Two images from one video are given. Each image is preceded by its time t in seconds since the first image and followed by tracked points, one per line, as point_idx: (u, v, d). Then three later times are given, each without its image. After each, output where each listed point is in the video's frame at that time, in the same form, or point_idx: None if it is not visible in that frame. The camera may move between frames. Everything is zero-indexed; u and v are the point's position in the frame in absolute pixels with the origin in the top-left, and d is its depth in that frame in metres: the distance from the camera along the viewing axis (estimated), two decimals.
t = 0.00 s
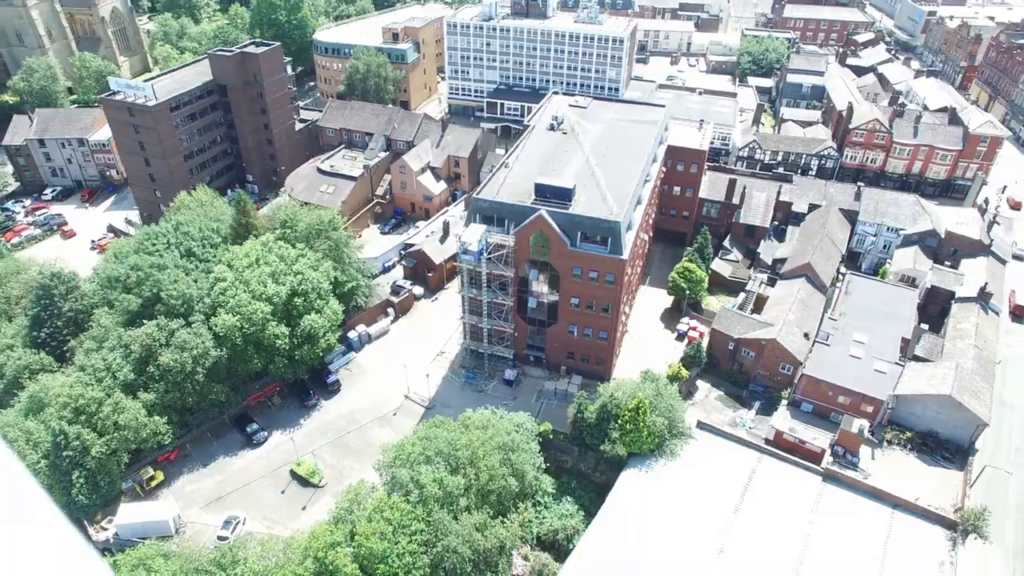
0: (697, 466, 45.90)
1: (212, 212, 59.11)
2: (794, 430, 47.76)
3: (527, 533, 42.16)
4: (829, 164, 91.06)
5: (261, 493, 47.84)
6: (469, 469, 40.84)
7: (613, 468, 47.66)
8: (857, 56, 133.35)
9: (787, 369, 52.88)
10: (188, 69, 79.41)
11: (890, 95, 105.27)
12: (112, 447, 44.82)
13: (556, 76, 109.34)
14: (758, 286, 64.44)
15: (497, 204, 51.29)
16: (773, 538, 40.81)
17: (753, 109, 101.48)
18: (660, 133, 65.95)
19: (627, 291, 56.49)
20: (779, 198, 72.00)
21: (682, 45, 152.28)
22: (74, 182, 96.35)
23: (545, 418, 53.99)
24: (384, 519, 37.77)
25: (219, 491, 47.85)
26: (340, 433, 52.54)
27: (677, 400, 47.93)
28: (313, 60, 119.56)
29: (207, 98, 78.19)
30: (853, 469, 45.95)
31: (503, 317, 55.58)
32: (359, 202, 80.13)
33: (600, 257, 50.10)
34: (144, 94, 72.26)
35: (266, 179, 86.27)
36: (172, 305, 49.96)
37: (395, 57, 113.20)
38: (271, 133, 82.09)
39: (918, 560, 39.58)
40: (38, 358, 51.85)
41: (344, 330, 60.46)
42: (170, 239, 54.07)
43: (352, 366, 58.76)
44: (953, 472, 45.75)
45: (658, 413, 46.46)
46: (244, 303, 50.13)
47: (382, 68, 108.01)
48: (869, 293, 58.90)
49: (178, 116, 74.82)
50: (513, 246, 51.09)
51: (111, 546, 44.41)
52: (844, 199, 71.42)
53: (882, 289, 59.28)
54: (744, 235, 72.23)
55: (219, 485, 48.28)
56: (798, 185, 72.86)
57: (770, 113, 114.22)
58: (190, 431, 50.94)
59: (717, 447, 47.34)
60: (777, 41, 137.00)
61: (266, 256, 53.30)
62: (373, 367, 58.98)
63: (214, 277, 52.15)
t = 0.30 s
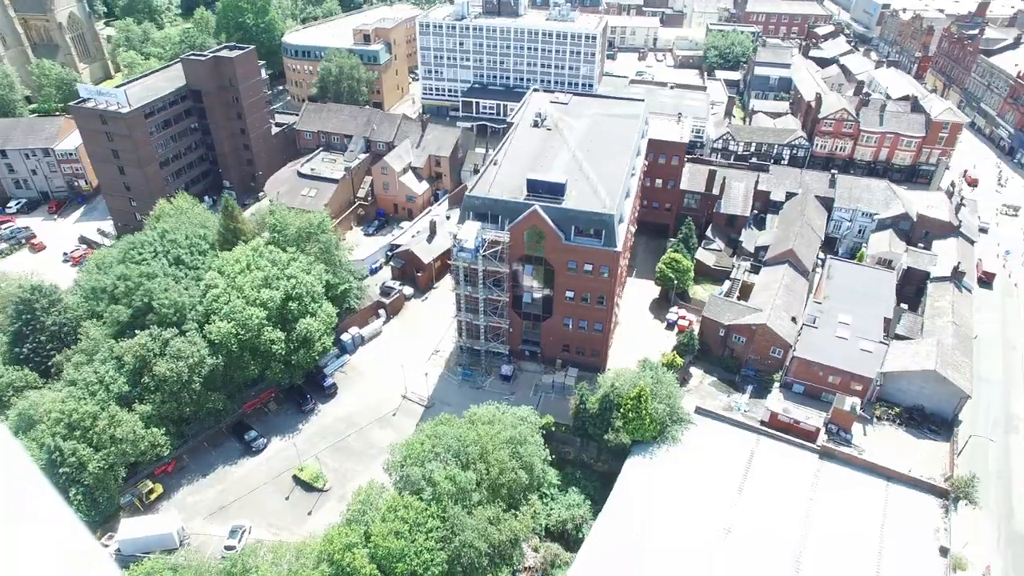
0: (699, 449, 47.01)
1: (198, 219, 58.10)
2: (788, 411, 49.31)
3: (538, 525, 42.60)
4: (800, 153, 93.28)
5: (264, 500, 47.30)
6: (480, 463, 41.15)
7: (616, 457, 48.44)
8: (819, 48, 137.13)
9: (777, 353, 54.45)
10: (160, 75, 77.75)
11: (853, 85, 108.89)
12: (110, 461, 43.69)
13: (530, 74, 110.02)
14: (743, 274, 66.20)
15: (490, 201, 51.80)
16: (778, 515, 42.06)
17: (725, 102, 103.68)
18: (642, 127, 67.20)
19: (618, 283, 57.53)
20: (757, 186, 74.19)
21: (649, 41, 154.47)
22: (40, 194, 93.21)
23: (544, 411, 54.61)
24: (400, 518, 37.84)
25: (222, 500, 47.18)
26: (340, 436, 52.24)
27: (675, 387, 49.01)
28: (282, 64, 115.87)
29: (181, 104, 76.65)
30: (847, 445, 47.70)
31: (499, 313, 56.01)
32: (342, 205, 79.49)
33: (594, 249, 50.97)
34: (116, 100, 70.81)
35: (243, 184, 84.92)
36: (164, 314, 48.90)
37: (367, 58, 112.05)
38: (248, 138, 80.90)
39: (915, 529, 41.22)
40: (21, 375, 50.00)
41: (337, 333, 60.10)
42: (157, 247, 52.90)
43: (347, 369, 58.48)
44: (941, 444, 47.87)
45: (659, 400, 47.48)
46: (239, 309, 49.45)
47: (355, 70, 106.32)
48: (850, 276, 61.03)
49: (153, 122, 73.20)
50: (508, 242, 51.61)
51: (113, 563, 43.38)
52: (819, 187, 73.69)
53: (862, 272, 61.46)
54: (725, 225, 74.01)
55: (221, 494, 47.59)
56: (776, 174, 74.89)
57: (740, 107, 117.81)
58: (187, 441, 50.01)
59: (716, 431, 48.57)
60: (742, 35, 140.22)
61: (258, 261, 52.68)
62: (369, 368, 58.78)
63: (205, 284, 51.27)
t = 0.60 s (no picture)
0: (699, 434, 48.07)
1: (183, 226, 57.05)
2: (782, 393, 50.80)
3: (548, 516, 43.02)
4: (771, 143, 96.18)
5: (268, 508, 46.70)
6: (490, 458, 41.45)
7: (618, 445, 49.19)
8: (781, 41, 140.53)
9: (767, 337, 56.14)
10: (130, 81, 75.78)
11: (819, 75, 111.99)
12: (108, 476, 42.56)
13: (503, 72, 110.30)
14: (727, 262, 67.81)
15: (483, 198, 52.10)
16: (780, 493, 43.27)
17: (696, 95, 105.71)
18: (623, 121, 68.22)
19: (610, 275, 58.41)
20: (736, 176, 76.08)
21: (615, 37, 156.39)
22: (4, 207, 89.88)
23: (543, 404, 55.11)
24: (415, 516, 37.89)
25: (225, 510, 46.44)
26: (341, 439, 51.89)
27: (673, 374, 49.97)
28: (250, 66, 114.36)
29: (153, 110, 74.85)
30: (840, 423, 49.38)
31: (493, 309, 56.29)
32: (324, 208, 78.63)
33: (588, 242, 51.68)
34: (86, 107, 68.79)
35: (220, 190, 83.39)
36: (156, 324, 47.88)
37: (338, 60, 110.68)
38: (224, 143, 79.45)
39: (910, 499, 42.85)
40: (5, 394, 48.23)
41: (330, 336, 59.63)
42: (144, 256, 51.79)
43: (342, 372, 58.08)
44: (927, 417, 49.95)
45: (658, 387, 48.39)
46: (233, 315, 48.74)
47: (327, 72, 104.76)
48: (831, 259, 63.01)
49: (126, 129, 71.37)
50: (503, 238, 51.96)
51: None
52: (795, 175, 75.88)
53: (841, 256, 63.56)
54: (706, 215, 75.61)
55: (223, 504, 46.84)
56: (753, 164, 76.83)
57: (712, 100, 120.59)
58: (184, 452, 49.06)
59: (714, 415, 49.73)
60: (706, 29, 142.98)
61: (250, 266, 52.02)
62: (364, 370, 58.51)
63: (196, 291, 50.39)
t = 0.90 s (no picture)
0: (698, 418, 49.18)
1: (169, 234, 56.00)
2: (774, 375, 52.59)
3: (558, 506, 43.52)
4: (744, 133, 98.02)
5: (274, 514, 46.19)
6: (499, 451, 41.85)
7: (619, 433, 50.00)
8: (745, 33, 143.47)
9: (755, 321, 57.99)
10: (99, 87, 73.74)
11: (785, 67, 114.99)
12: (110, 490, 41.54)
13: (477, 71, 110.23)
14: (711, 250, 69.44)
15: (476, 195, 52.34)
16: (781, 472, 44.59)
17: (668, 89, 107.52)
18: (605, 115, 69.10)
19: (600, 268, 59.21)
20: (715, 167, 78.04)
21: (581, 33, 157.95)
22: None
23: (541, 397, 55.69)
24: (431, 513, 38.05)
25: (229, 519, 45.81)
26: (343, 441, 51.63)
27: (669, 362, 50.91)
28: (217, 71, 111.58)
29: (126, 116, 72.98)
30: (832, 401, 51.20)
31: (488, 305, 56.57)
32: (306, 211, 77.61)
33: (581, 235, 52.26)
34: (57, 115, 66.82)
35: (196, 197, 81.76)
36: (150, 333, 46.88)
37: (309, 61, 108.75)
38: (199, 148, 77.89)
39: (904, 471, 44.58)
40: None
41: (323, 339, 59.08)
42: (132, 264, 50.62)
43: (338, 374, 57.67)
44: (914, 390, 52.03)
45: (657, 375, 49.26)
46: (229, 321, 48.06)
47: (298, 75, 102.82)
48: (812, 244, 64.93)
49: (98, 137, 69.50)
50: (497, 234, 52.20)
51: None
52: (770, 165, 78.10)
53: (821, 240, 65.61)
54: (687, 205, 77.12)
55: (227, 513, 46.21)
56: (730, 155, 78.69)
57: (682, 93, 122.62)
58: (182, 463, 48.17)
59: (711, 399, 50.90)
60: (672, 24, 145.29)
61: (242, 270, 51.34)
62: (360, 371, 58.21)
63: (188, 298, 49.48)
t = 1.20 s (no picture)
0: (696, 403, 50.33)
1: (155, 241, 54.92)
2: (765, 358, 54.25)
3: (567, 495, 44.08)
4: (717, 125, 99.65)
5: (281, 520, 45.80)
6: (508, 444, 42.23)
7: (620, 422, 50.81)
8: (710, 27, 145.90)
9: (743, 307, 59.88)
10: (68, 94, 71.73)
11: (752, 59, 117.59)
12: (113, 504, 40.79)
13: (451, 70, 109.38)
14: (694, 240, 71.00)
15: (468, 191, 52.53)
16: (780, 450, 46.00)
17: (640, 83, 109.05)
18: (587, 110, 69.87)
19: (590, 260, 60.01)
20: (693, 158, 79.80)
21: (548, 30, 158.88)
22: None
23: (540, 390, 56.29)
24: (447, 508, 38.17)
25: (235, 527, 45.29)
26: (345, 443, 51.41)
27: (665, 350, 51.85)
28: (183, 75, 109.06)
29: (98, 123, 71.13)
30: (823, 380, 52.95)
31: (483, 301, 56.82)
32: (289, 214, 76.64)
33: (575, 228, 52.95)
34: (26, 124, 64.76)
35: (173, 204, 80.12)
36: (145, 342, 46.04)
37: (279, 64, 106.87)
38: (175, 154, 76.28)
39: (896, 445, 46.36)
40: None
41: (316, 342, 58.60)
42: (121, 273, 49.68)
43: (334, 377, 57.25)
44: (899, 367, 54.10)
45: (656, 362, 50.13)
46: (225, 327, 47.48)
47: (270, 77, 100.64)
48: (792, 230, 66.84)
49: (71, 146, 67.58)
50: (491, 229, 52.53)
51: None
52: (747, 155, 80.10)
53: (800, 226, 67.56)
54: (668, 196, 78.61)
55: (233, 521, 45.67)
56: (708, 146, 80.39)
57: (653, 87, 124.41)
58: (182, 473, 47.44)
59: (707, 383, 52.12)
60: (638, 19, 147.12)
61: (235, 275, 50.70)
62: (356, 372, 57.93)
63: (182, 305, 48.74)
